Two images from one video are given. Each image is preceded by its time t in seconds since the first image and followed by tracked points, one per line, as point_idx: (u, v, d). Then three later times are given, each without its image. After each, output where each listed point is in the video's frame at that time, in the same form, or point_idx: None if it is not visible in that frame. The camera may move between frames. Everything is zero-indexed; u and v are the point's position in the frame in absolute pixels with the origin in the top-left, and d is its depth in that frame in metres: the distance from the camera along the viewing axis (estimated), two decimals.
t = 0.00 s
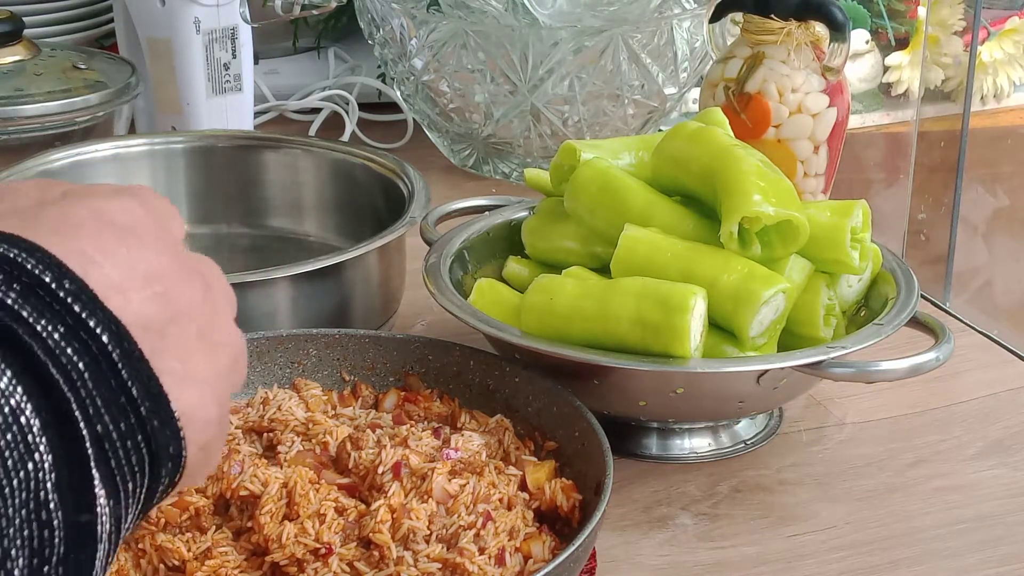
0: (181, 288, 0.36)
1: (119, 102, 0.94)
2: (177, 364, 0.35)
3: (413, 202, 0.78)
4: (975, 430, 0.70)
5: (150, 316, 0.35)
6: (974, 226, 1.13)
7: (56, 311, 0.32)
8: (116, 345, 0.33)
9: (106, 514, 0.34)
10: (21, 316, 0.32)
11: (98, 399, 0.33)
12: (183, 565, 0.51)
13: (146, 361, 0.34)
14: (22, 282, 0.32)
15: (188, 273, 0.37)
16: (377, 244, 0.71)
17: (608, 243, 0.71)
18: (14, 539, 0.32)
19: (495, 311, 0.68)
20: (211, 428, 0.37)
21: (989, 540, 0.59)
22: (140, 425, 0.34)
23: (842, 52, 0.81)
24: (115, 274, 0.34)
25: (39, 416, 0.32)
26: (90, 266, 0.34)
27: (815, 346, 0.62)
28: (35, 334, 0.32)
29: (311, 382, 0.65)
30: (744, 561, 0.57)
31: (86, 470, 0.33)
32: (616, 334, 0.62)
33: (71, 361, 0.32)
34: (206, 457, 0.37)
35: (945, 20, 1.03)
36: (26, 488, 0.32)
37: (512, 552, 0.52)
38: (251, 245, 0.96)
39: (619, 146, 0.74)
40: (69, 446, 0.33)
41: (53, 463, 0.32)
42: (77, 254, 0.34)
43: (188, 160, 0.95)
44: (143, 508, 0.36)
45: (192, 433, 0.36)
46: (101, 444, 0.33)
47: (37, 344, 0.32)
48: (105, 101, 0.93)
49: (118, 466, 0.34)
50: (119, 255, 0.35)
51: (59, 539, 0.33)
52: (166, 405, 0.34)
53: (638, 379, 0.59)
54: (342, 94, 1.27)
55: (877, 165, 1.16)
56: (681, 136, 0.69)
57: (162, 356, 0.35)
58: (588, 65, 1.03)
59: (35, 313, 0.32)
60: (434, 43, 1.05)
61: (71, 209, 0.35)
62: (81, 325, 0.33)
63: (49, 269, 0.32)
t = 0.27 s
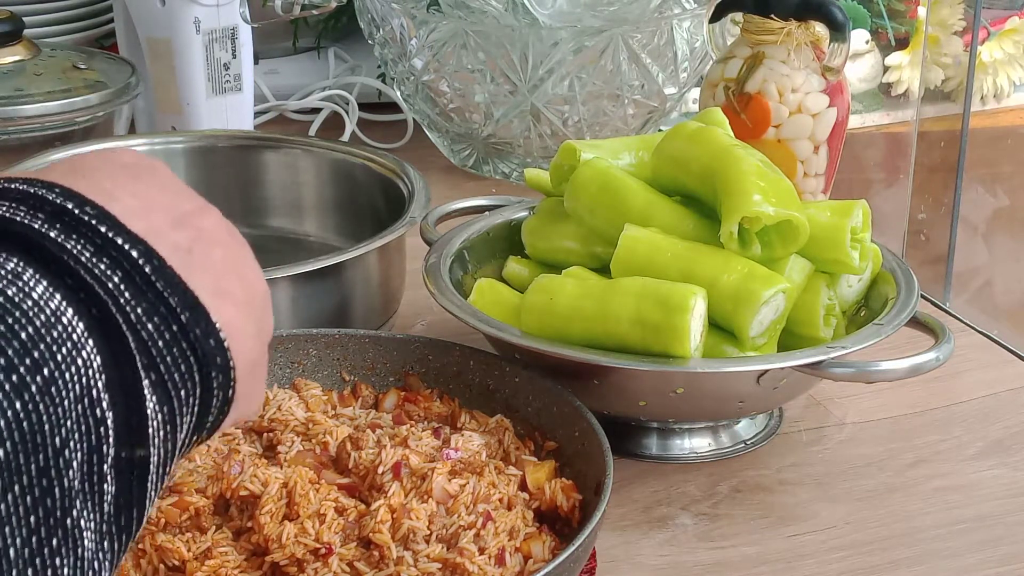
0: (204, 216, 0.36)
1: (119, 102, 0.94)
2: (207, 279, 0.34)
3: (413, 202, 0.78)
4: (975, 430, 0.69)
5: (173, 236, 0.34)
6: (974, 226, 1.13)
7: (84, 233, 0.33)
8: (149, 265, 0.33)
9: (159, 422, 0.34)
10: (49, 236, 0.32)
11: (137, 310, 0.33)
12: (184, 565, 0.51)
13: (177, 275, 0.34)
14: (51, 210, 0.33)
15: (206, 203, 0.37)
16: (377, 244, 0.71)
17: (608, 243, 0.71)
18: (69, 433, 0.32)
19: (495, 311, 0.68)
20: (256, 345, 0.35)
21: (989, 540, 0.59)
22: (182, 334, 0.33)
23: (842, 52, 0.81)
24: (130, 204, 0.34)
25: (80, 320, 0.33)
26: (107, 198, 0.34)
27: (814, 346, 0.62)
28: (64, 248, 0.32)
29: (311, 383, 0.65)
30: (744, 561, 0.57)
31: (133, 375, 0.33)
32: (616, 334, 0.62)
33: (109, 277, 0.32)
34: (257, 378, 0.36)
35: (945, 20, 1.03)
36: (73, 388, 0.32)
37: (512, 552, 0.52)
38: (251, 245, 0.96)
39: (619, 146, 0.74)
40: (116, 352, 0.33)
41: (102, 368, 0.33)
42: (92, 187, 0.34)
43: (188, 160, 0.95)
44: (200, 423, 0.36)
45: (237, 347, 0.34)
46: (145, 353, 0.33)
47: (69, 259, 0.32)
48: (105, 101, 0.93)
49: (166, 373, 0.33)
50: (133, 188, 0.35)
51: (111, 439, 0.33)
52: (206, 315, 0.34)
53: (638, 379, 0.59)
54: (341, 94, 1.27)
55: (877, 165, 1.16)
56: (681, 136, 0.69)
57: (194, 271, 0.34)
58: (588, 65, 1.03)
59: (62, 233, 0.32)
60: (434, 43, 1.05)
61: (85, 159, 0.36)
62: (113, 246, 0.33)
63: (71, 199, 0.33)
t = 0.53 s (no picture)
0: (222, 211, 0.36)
1: (119, 102, 0.94)
2: (234, 270, 0.34)
3: (413, 202, 0.78)
4: (975, 430, 0.69)
5: (195, 228, 0.34)
6: (974, 226, 1.13)
7: (100, 233, 0.33)
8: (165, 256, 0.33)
9: (180, 425, 0.33)
10: (63, 236, 0.33)
11: (153, 309, 0.33)
12: (184, 565, 0.51)
13: (199, 265, 0.33)
14: (66, 214, 0.33)
15: (228, 195, 0.37)
16: (377, 244, 0.71)
17: (608, 243, 0.71)
18: (75, 446, 0.32)
19: (495, 311, 0.68)
20: (291, 334, 0.35)
21: (989, 540, 0.59)
22: (206, 333, 0.33)
23: (842, 52, 0.81)
24: (149, 205, 0.34)
25: (92, 322, 0.32)
26: (124, 195, 0.34)
27: (814, 346, 0.62)
28: (76, 247, 0.33)
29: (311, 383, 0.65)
30: (744, 561, 0.57)
31: (147, 376, 0.33)
32: (616, 334, 0.62)
33: (123, 275, 0.32)
34: (299, 373, 0.36)
35: (945, 20, 1.03)
36: (80, 394, 0.32)
37: (512, 552, 0.52)
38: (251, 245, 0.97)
39: (619, 146, 0.74)
40: (130, 357, 0.33)
41: (116, 376, 0.33)
42: (110, 185, 0.34)
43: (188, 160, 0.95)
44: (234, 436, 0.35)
45: (270, 345, 0.34)
46: (162, 352, 0.33)
47: (79, 259, 0.32)
48: (105, 101, 0.93)
49: (186, 376, 0.33)
50: (150, 189, 0.35)
51: (122, 447, 0.33)
52: (230, 307, 0.33)
53: (638, 379, 0.59)
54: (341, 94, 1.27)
55: (877, 165, 1.16)
56: (681, 136, 0.69)
57: (218, 263, 0.34)
58: (588, 65, 1.03)
59: (78, 232, 0.33)
60: (434, 43, 1.05)
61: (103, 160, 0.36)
62: (128, 243, 0.33)
63: (88, 201, 0.33)
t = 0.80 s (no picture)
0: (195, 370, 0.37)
1: (119, 102, 0.94)
2: (186, 433, 0.36)
3: (412, 202, 0.78)
4: (975, 430, 0.69)
5: (167, 384, 0.36)
6: (974, 226, 1.10)
7: (81, 363, 0.34)
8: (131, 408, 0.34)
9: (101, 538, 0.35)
10: (47, 358, 0.34)
11: (108, 450, 0.34)
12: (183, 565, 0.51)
13: (157, 424, 0.35)
14: (55, 333, 0.34)
15: (205, 358, 0.38)
16: (377, 244, 0.71)
17: (608, 243, 0.71)
18: (21, 549, 0.35)
19: (495, 311, 0.68)
20: (208, 494, 0.37)
21: (989, 540, 0.59)
22: (138, 481, 0.35)
23: (843, 52, 0.81)
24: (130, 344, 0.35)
25: (54, 444, 0.34)
26: (114, 333, 0.35)
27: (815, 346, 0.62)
28: (58, 373, 0.34)
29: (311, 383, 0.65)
30: (744, 561, 0.57)
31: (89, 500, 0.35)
32: (616, 334, 0.62)
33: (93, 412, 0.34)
34: (201, 528, 0.38)
35: (945, 20, 1.03)
36: (34, 508, 0.34)
37: (512, 552, 0.52)
38: (251, 245, 0.97)
39: (619, 146, 0.74)
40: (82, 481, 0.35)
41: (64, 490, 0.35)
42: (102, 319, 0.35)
43: (188, 160, 0.95)
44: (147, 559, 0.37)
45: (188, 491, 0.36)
46: (108, 488, 0.34)
47: (60, 384, 0.34)
48: (105, 101, 0.93)
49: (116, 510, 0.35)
50: (135, 329, 0.36)
51: (59, 552, 0.36)
52: (168, 470, 0.35)
53: (638, 379, 0.59)
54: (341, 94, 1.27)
55: (877, 165, 1.16)
56: (681, 136, 0.69)
57: (174, 426, 0.35)
58: (588, 65, 1.03)
59: (66, 360, 0.34)
60: (434, 43, 1.05)
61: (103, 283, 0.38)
62: (102, 381, 0.34)
63: (81, 331, 0.34)
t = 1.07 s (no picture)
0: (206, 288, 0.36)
1: (119, 102, 0.95)
2: (189, 356, 0.35)
3: (412, 202, 0.78)
4: (975, 430, 0.69)
5: (169, 304, 0.34)
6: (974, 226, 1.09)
7: (80, 285, 0.33)
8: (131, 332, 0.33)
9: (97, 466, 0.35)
10: (46, 280, 0.33)
11: (103, 372, 0.33)
12: (184, 565, 0.51)
13: (157, 348, 0.34)
14: (56, 251, 0.33)
15: (220, 285, 0.37)
16: (377, 244, 0.71)
17: (608, 243, 0.71)
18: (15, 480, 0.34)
19: (495, 311, 0.68)
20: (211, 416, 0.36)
21: (989, 540, 0.59)
22: (133, 408, 0.34)
23: (843, 52, 0.81)
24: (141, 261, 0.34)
25: (48, 371, 0.33)
26: (120, 246, 0.34)
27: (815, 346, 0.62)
28: (57, 297, 0.33)
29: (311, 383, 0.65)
30: (744, 561, 0.57)
31: (83, 420, 0.34)
32: (616, 334, 0.62)
33: (89, 333, 0.33)
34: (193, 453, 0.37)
35: (945, 20, 1.03)
36: (29, 434, 0.33)
37: (512, 552, 0.52)
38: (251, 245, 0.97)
39: (619, 146, 0.74)
40: (76, 400, 0.34)
41: (59, 415, 0.34)
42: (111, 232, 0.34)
43: (188, 160, 0.95)
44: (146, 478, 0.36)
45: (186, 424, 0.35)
46: (103, 415, 0.34)
47: (59, 310, 0.33)
48: (105, 101, 0.93)
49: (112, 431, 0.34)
50: (147, 243, 0.34)
51: (52, 479, 0.35)
52: (165, 397, 0.34)
53: (638, 379, 0.59)
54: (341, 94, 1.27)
55: (877, 165, 1.16)
56: (681, 136, 0.69)
57: (176, 347, 0.34)
58: (588, 65, 1.03)
59: (62, 280, 0.33)
60: (434, 43, 1.05)
61: (114, 191, 0.36)
62: (99, 304, 0.33)
63: (84, 248, 0.33)
